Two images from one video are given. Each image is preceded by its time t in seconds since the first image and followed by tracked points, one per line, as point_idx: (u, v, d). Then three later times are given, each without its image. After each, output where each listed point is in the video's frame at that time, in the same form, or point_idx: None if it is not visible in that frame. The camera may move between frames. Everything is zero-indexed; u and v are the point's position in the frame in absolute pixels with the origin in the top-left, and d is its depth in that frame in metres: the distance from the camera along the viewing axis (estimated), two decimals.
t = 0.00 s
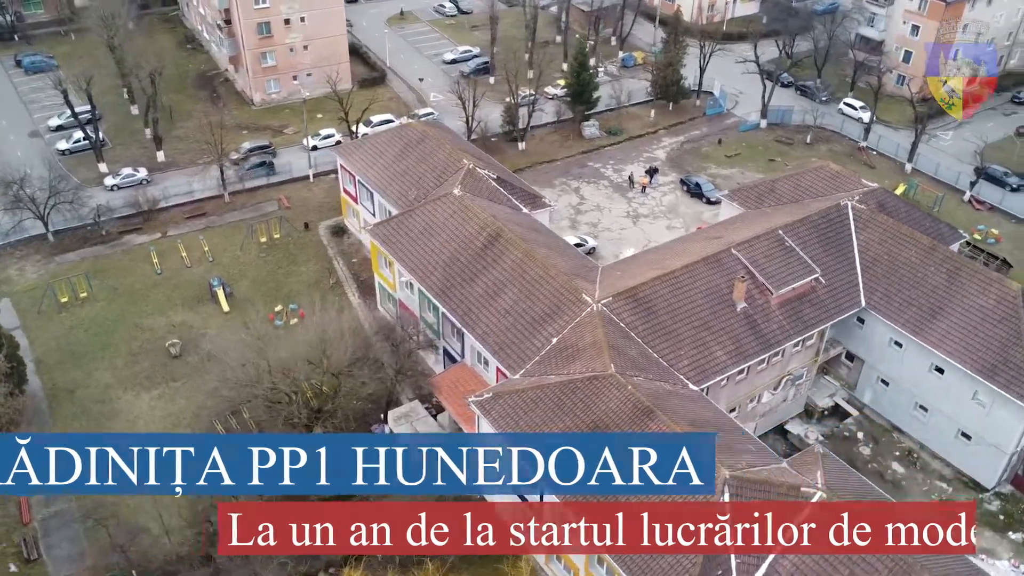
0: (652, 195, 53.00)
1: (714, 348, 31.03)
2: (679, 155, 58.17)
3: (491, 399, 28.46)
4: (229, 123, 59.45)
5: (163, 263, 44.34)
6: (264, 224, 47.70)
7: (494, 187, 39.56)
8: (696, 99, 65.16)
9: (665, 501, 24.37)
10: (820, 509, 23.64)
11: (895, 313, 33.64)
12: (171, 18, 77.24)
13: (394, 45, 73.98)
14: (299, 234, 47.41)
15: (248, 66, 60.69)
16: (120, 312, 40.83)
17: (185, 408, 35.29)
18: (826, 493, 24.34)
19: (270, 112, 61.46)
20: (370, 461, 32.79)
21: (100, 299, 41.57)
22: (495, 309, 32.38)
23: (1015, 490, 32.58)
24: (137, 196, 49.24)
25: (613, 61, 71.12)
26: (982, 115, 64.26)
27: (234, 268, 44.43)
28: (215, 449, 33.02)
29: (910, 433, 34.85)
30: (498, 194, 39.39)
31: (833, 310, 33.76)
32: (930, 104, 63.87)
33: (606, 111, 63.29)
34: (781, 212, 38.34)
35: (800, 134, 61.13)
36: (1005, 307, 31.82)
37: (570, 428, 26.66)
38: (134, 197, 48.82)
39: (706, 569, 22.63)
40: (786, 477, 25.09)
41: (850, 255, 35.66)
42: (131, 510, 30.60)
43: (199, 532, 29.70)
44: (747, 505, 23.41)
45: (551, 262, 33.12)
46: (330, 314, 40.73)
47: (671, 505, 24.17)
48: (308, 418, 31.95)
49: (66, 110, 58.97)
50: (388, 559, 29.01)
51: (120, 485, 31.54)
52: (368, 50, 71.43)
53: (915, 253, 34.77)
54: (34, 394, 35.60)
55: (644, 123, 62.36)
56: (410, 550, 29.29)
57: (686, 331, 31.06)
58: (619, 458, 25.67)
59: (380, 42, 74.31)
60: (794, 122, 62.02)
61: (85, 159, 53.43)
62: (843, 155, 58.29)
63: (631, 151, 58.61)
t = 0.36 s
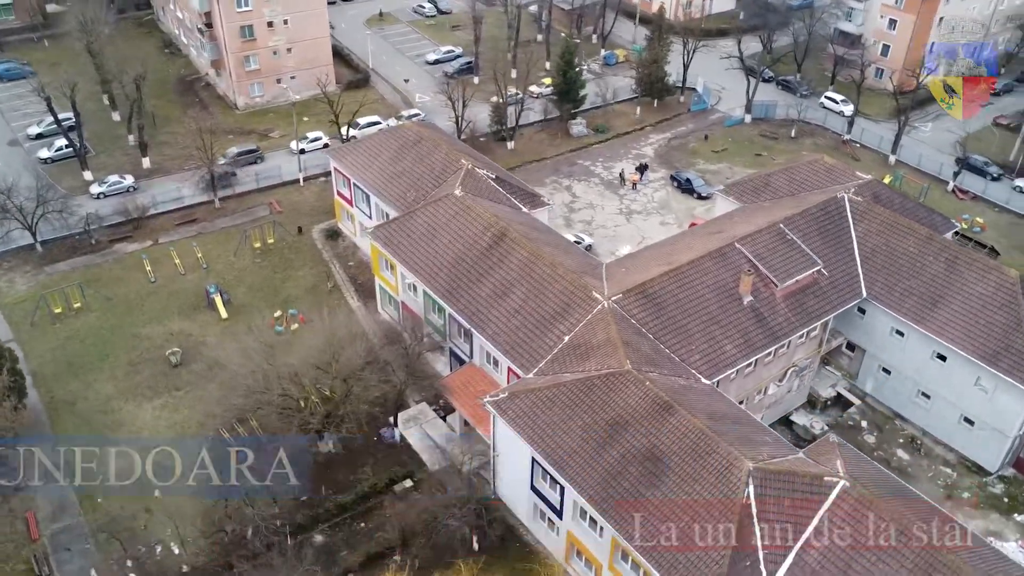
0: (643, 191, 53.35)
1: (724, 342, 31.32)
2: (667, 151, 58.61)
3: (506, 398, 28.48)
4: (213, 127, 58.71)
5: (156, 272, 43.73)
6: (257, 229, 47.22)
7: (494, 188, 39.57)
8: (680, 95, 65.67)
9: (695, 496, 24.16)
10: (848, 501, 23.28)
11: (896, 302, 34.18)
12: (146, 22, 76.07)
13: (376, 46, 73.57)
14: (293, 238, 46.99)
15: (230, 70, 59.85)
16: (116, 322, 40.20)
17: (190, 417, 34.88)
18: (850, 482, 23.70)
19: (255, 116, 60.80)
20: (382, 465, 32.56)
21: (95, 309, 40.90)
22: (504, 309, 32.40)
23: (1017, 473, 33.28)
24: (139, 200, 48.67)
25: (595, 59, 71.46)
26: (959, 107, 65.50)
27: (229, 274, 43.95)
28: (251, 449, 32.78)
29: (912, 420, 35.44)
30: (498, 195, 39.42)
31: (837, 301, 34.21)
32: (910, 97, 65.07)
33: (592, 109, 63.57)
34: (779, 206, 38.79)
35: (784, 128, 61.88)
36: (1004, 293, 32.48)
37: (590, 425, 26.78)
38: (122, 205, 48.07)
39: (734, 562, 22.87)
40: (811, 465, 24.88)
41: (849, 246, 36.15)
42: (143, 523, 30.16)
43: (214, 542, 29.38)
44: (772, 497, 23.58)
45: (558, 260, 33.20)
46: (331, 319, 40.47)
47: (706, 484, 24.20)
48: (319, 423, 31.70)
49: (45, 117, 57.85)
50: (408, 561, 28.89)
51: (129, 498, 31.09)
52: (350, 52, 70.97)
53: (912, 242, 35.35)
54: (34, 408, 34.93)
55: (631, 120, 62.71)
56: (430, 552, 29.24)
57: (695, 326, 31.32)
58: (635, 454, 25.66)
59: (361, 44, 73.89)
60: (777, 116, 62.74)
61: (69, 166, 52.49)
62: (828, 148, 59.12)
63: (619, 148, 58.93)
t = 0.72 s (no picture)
0: (634, 188, 53.69)
1: (732, 335, 31.62)
2: (654, 148, 59.02)
3: (522, 398, 28.51)
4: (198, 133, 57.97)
5: (150, 280, 43.17)
6: (250, 234, 46.77)
7: (493, 188, 39.61)
8: (664, 92, 66.15)
9: (719, 489, 24.37)
10: (870, 489, 23.60)
11: (896, 293, 34.76)
12: (121, 27, 74.85)
13: (357, 48, 73.10)
14: (287, 243, 46.58)
15: (214, 75, 59.10)
16: (113, 332, 39.62)
17: (196, 427, 34.50)
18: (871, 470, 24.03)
19: (239, 120, 60.15)
20: (394, 469, 32.46)
21: (90, 320, 40.24)
22: (513, 308, 32.44)
23: (1018, 456, 33.98)
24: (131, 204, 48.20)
25: (578, 57, 71.73)
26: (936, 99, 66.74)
27: (225, 281, 43.49)
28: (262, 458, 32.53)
29: (913, 408, 36.06)
30: (498, 195, 39.44)
31: (839, 293, 34.71)
32: (888, 90, 66.20)
33: (578, 107, 63.82)
34: (776, 200, 39.25)
35: (768, 123, 62.59)
36: (1001, 281, 33.18)
37: (608, 422, 26.89)
38: (111, 214, 47.34)
39: (761, 553, 23.07)
40: (829, 454, 25.22)
41: (847, 238, 36.70)
42: (155, 535, 29.78)
43: (230, 551, 29.11)
44: (795, 487, 23.89)
45: (564, 259, 33.31)
46: (332, 324, 40.24)
47: (730, 476, 24.44)
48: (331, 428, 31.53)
49: (24, 125, 56.73)
50: (428, 563, 28.85)
51: (140, 511, 30.71)
52: (332, 54, 70.51)
53: (909, 233, 35.97)
54: (35, 422, 34.31)
55: (617, 118, 63.01)
56: (449, 553, 29.22)
57: (704, 320, 31.59)
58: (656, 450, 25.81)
59: (342, 46, 73.46)
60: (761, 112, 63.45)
61: (53, 175, 51.56)
62: (812, 141, 59.93)
63: (607, 146, 59.23)
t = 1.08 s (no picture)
0: (624, 185, 53.97)
1: (740, 330, 31.94)
2: (642, 145, 59.37)
3: (538, 397, 28.55)
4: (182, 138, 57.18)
5: (144, 289, 42.52)
6: (243, 240, 46.27)
7: (493, 189, 39.66)
8: (648, 90, 66.54)
9: (743, 482, 24.58)
10: (889, 476, 24.00)
11: (895, 283, 35.33)
12: (96, 33, 73.62)
13: (338, 50, 72.62)
14: (282, 248, 46.16)
15: (198, 80, 58.38)
16: (110, 343, 38.97)
17: (202, 436, 34.09)
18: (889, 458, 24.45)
19: (224, 125, 59.44)
20: (406, 472, 32.34)
21: (85, 331, 39.57)
22: (522, 308, 32.48)
23: (1017, 440, 34.69)
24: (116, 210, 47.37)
25: (560, 56, 71.86)
26: (914, 92, 67.91)
27: (221, 288, 43.00)
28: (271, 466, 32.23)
29: (914, 396, 36.68)
30: (497, 195, 39.48)
31: (840, 284, 35.22)
32: (867, 84, 67.29)
33: (564, 106, 64.00)
34: (773, 195, 39.70)
35: (753, 118, 63.21)
36: (998, 269, 33.87)
37: (626, 419, 27.01)
38: (99, 223, 46.58)
39: (788, 543, 23.27)
40: (846, 444, 25.60)
41: (845, 230, 37.23)
42: (169, 547, 29.41)
43: (247, 561, 28.84)
44: (817, 478, 24.21)
45: (571, 258, 33.41)
46: (333, 329, 39.99)
47: (753, 469, 24.66)
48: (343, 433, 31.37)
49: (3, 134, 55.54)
50: (448, 565, 28.84)
51: (152, 523, 30.31)
52: (313, 57, 69.97)
53: (905, 224, 36.59)
54: (36, 436, 33.64)
55: (603, 116, 63.28)
56: (466, 555, 29.23)
57: (711, 315, 31.88)
58: (677, 444, 25.96)
59: (323, 48, 72.93)
60: (745, 107, 64.09)
61: (37, 185, 50.58)
62: (796, 136, 60.67)
63: (596, 144, 59.45)
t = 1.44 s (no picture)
0: (616, 183, 54.25)
1: (747, 324, 32.27)
2: (631, 143, 59.71)
3: (552, 397, 28.65)
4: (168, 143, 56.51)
5: (139, 298, 42.00)
6: (237, 246, 45.85)
7: (492, 190, 39.68)
8: (633, 87, 66.92)
9: (762, 475, 24.84)
10: (906, 464, 24.39)
11: (894, 274, 35.88)
12: (72, 38, 72.41)
13: (321, 52, 72.12)
14: (277, 253, 45.79)
15: (182, 85, 57.72)
16: (107, 353, 38.45)
17: (208, 444, 33.75)
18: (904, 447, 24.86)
19: (210, 130, 58.82)
20: (417, 475, 32.28)
21: (82, 342, 38.98)
22: (530, 308, 32.55)
23: (1015, 426, 35.40)
24: (101, 217, 46.57)
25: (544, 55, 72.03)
26: (894, 85, 68.90)
27: (218, 295, 42.60)
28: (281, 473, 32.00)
29: (914, 385, 37.25)
30: (497, 196, 39.50)
31: (840, 276, 35.72)
32: (847, 79, 68.24)
33: (551, 105, 64.18)
34: (770, 189, 40.11)
35: (738, 114, 63.82)
36: (994, 258, 34.51)
37: (642, 416, 27.18)
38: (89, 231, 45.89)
39: (810, 534, 23.57)
40: (861, 434, 25.96)
41: (842, 224, 37.73)
42: (182, 558, 29.12)
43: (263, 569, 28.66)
44: (836, 469, 24.56)
45: (576, 257, 33.53)
46: (334, 333, 39.79)
47: (771, 462, 24.94)
48: (354, 437, 31.24)
49: None
50: (467, 566, 28.86)
51: (164, 534, 29.99)
52: (296, 60, 69.49)
53: (901, 216, 37.17)
54: (38, 450, 33.11)
55: (590, 114, 63.50)
56: (484, 556, 29.26)
57: (718, 310, 32.17)
58: (694, 440, 26.17)
59: (305, 50, 72.45)
60: (729, 103, 64.67)
61: (22, 194, 49.72)
62: (782, 131, 61.37)
63: (585, 142, 59.68)
